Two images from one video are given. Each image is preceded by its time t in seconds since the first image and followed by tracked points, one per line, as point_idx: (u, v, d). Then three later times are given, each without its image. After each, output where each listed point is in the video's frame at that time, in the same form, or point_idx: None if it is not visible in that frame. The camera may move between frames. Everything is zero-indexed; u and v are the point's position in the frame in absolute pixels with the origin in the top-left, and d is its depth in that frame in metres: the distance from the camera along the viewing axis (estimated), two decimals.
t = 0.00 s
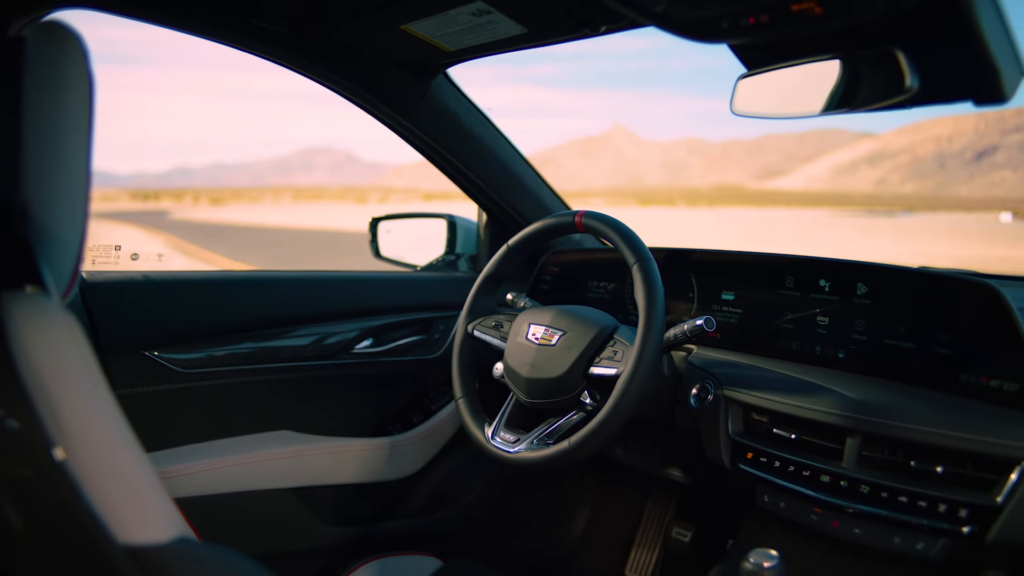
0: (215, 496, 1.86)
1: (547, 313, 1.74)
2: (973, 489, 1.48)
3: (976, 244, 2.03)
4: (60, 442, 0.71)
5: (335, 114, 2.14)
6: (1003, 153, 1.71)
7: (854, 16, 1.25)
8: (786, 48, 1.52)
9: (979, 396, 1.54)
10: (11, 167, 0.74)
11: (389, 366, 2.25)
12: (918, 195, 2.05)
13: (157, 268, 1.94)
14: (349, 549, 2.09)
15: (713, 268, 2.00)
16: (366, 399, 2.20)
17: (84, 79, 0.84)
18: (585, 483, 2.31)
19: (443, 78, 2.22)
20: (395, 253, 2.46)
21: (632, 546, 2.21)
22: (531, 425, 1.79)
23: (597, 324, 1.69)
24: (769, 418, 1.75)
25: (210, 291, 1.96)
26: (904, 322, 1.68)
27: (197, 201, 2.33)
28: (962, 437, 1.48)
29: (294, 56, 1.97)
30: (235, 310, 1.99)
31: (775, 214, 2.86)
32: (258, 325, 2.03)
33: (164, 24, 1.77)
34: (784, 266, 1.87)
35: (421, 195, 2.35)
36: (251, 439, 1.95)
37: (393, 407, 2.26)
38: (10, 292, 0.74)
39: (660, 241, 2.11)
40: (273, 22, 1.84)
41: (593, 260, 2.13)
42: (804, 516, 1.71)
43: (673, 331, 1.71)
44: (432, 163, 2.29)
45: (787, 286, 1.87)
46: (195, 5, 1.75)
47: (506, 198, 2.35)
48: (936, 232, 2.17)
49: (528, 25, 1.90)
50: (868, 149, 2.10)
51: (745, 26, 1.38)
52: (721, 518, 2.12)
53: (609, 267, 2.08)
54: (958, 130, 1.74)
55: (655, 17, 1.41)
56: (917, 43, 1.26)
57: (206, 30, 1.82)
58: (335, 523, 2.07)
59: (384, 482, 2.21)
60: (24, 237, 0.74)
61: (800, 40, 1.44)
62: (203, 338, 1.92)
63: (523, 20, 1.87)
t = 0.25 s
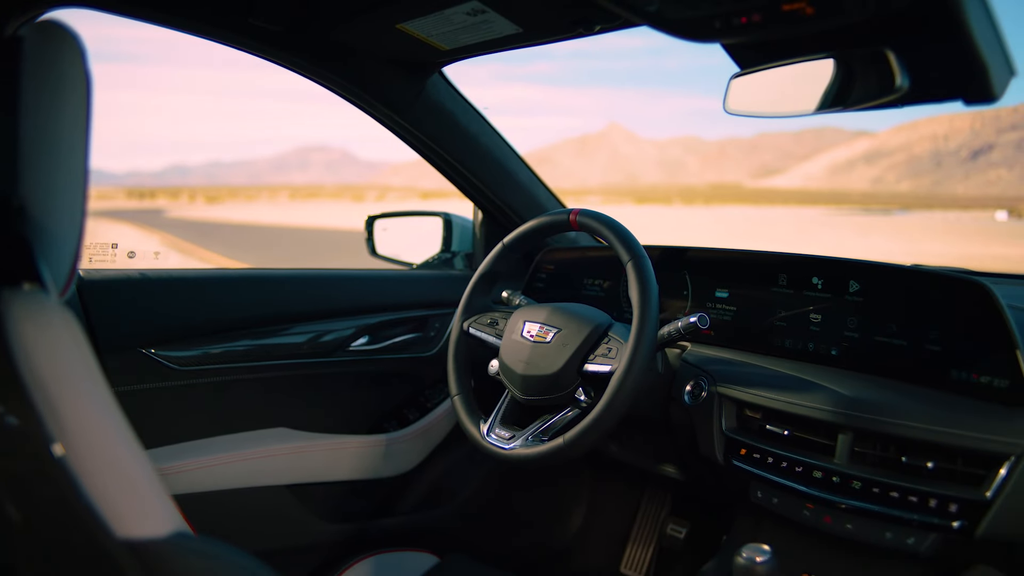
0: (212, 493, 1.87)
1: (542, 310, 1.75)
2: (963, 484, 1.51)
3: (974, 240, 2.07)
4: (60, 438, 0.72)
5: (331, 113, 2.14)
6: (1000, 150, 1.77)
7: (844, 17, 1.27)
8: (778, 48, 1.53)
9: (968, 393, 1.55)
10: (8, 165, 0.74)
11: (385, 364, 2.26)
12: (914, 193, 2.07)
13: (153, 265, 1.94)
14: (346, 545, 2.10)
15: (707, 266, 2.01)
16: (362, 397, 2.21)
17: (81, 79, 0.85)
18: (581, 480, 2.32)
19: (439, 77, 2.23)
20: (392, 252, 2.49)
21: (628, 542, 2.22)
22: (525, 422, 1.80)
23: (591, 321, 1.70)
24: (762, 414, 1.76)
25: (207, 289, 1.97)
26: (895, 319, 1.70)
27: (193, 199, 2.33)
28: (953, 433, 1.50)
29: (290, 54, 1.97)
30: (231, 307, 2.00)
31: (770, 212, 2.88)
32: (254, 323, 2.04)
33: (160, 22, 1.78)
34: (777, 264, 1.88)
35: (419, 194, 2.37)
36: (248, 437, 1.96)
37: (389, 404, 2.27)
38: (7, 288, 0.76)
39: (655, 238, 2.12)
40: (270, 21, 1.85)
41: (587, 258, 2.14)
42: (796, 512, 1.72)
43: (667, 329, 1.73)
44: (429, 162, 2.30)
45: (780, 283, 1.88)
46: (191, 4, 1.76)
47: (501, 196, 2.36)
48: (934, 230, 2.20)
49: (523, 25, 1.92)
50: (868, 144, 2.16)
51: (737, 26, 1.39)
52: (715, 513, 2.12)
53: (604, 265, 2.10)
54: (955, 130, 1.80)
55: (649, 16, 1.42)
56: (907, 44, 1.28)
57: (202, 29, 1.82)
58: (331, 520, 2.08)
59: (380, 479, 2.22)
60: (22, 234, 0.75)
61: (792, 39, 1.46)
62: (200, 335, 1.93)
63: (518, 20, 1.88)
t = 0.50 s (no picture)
0: (209, 489, 1.88)
1: (537, 307, 1.77)
2: (953, 479, 1.52)
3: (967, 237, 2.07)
4: (59, 433, 0.73)
5: (327, 111, 2.15)
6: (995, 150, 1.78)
7: (834, 16, 1.28)
8: (770, 47, 1.54)
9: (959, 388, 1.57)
10: (8, 165, 0.75)
11: (382, 361, 2.27)
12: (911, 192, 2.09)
13: (150, 263, 1.95)
14: (343, 541, 2.11)
15: (701, 264, 2.02)
16: (359, 393, 2.22)
17: (80, 78, 0.86)
18: (576, 477, 2.33)
19: (435, 75, 2.24)
20: (389, 249, 2.47)
21: (622, 539, 2.24)
22: (521, 419, 1.81)
23: (586, 318, 1.71)
24: (756, 411, 1.78)
25: (204, 286, 1.98)
26: (887, 316, 1.71)
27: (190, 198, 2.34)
28: (942, 429, 1.52)
29: (286, 53, 1.98)
30: (228, 305, 2.01)
31: (766, 211, 2.89)
32: (252, 320, 2.05)
33: (156, 22, 1.79)
34: (771, 261, 1.90)
35: (415, 191, 2.38)
36: (244, 433, 1.97)
37: (385, 401, 2.29)
38: (6, 286, 0.77)
39: (650, 237, 2.13)
40: (266, 20, 1.86)
41: (583, 255, 2.15)
42: (789, 507, 1.73)
43: (661, 326, 1.74)
44: (425, 160, 2.31)
45: (774, 281, 1.90)
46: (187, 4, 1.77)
47: (497, 194, 2.37)
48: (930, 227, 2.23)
49: (518, 24, 1.93)
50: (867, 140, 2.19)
51: (729, 26, 1.40)
52: (710, 509, 2.14)
53: (599, 263, 2.11)
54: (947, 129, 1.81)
55: (641, 16, 1.43)
56: (895, 43, 1.29)
57: (199, 27, 1.83)
58: (328, 516, 2.09)
59: (376, 475, 2.23)
60: (21, 232, 0.76)
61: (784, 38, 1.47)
62: (197, 333, 1.94)
63: (512, 19, 1.89)
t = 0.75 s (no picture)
0: (206, 486, 1.89)
1: (531, 305, 1.78)
2: (941, 474, 1.55)
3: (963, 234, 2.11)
4: (59, 428, 0.74)
5: (322, 111, 2.17)
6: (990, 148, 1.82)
7: (822, 17, 1.30)
8: (761, 48, 1.56)
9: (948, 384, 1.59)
10: (7, 164, 0.77)
11: (378, 358, 2.29)
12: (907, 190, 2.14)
13: (147, 261, 1.97)
14: (339, 537, 2.13)
15: (694, 262, 2.04)
16: (355, 391, 2.24)
17: (78, 77, 0.87)
18: (571, 473, 2.35)
19: (430, 75, 2.25)
20: (384, 248, 2.50)
21: (617, 536, 2.26)
22: (515, 415, 1.83)
23: (580, 315, 1.73)
24: (748, 407, 1.80)
25: (201, 284, 1.99)
26: (877, 313, 1.73)
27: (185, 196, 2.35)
28: (931, 424, 1.54)
29: (282, 53, 1.99)
30: (225, 303, 2.02)
31: (761, 209, 2.91)
32: (248, 318, 2.06)
33: (151, 21, 1.80)
34: (763, 259, 1.92)
35: (411, 189, 2.39)
36: (241, 430, 1.98)
37: (381, 398, 2.30)
38: (5, 283, 0.77)
39: (643, 235, 2.15)
40: (262, 19, 1.87)
41: (577, 253, 2.16)
42: (780, 502, 1.75)
43: (654, 323, 1.75)
44: (421, 159, 2.33)
45: (766, 278, 1.92)
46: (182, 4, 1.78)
47: (492, 193, 2.38)
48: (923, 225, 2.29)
49: (512, 24, 1.94)
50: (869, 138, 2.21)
51: (720, 26, 1.42)
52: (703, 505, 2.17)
53: (593, 261, 2.13)
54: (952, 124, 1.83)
55: (633, 16, 1.45)
56: (882, 44, 1.31)
57: (194, 27, 1.84)
58: (324, 513, 2.11)
59: (372, 472, 2.24)
60: (20, 231, 0.77)
61: (774, 38, 1.49)
62: (193, 331, 1.95)
63: (506, 19, 1.90)
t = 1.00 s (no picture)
0: (202, 483, 1.90)
1: (524, 303, 1.80)
2: (929, 469, 1.57)
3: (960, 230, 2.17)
4: (59, 424, 0.75)
5: (317, 110, 2.18)
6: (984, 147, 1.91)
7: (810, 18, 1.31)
8: (750, 48, 1.58)
9: (936, 381, 1.61)
10: (4, 164, 0.78)
11: (373, 356, 2.30)
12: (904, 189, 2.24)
13: (143, 259, 1.98)
14: (335, 534, 2.14)
15: (687, 260, 2.05)
16: (350, 388, 2.25)
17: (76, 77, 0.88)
18: (565, 470, 2.37)
19: (425, 74, 2.26)
20: (380, 246, 2.53)
21: (611, 533, 2.27)
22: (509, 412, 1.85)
23: (573, 313, 1.74)
24: (740, 403, 1.82)
25: (197, 282, 2.00)
26: (867, 310, 1.75)
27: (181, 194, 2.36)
28: (919, 420, 1.56)
29: (277, 52, 2.00)
30: (220, 300, 2.03)
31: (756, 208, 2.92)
32: (243, 316, 2.07)
33: (146, 21, 1.80)
34: (755, 257, 1.93)
35: (408, 188, 2.40)
36: (237, 428, 1.99)
37: (376, 396, 2.31)
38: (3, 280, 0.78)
39: (637, 233, 2.16)
40: (256, 19, 1.88)
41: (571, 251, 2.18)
42: (771, 497, 1.77)
43: (647, 320, 1.77)
44: (416, 158, 2.34)
45: (757, 276, 1.93)
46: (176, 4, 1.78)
47: (486, 191, 2.40)
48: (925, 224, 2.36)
49: (505, 24, 1.96)
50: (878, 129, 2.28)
51: (711, 26, 1.43)
52: (697, 502, 2.18)
53: (587, 259, 2.14)
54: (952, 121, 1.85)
55: (624, 17, 1.46)
56: (869, 45, 1.32)
57: (189, 26, 1.85)
58: (320, 509, 2.12)
59: (367, 469, 2.26)
60: (16, 228, 0.79)
61: (763, 39, 1.50)
62: (189, 328, 1.96)
63: (499, 19, 1.92)
